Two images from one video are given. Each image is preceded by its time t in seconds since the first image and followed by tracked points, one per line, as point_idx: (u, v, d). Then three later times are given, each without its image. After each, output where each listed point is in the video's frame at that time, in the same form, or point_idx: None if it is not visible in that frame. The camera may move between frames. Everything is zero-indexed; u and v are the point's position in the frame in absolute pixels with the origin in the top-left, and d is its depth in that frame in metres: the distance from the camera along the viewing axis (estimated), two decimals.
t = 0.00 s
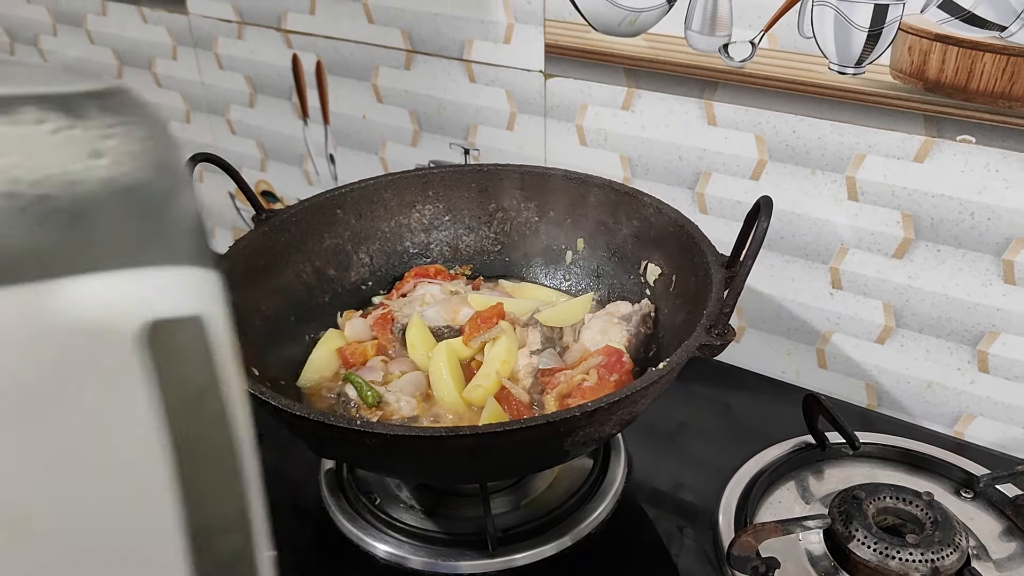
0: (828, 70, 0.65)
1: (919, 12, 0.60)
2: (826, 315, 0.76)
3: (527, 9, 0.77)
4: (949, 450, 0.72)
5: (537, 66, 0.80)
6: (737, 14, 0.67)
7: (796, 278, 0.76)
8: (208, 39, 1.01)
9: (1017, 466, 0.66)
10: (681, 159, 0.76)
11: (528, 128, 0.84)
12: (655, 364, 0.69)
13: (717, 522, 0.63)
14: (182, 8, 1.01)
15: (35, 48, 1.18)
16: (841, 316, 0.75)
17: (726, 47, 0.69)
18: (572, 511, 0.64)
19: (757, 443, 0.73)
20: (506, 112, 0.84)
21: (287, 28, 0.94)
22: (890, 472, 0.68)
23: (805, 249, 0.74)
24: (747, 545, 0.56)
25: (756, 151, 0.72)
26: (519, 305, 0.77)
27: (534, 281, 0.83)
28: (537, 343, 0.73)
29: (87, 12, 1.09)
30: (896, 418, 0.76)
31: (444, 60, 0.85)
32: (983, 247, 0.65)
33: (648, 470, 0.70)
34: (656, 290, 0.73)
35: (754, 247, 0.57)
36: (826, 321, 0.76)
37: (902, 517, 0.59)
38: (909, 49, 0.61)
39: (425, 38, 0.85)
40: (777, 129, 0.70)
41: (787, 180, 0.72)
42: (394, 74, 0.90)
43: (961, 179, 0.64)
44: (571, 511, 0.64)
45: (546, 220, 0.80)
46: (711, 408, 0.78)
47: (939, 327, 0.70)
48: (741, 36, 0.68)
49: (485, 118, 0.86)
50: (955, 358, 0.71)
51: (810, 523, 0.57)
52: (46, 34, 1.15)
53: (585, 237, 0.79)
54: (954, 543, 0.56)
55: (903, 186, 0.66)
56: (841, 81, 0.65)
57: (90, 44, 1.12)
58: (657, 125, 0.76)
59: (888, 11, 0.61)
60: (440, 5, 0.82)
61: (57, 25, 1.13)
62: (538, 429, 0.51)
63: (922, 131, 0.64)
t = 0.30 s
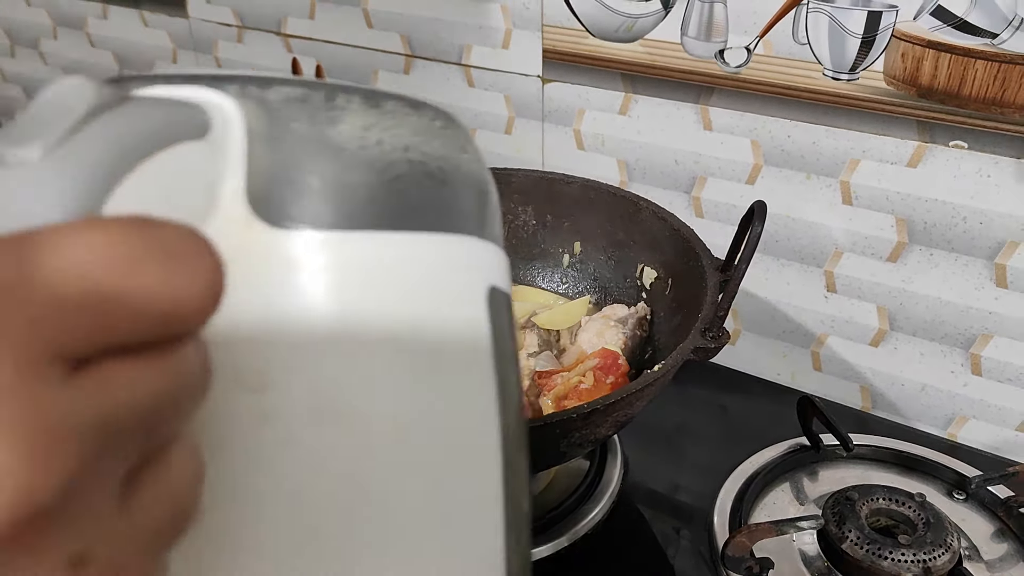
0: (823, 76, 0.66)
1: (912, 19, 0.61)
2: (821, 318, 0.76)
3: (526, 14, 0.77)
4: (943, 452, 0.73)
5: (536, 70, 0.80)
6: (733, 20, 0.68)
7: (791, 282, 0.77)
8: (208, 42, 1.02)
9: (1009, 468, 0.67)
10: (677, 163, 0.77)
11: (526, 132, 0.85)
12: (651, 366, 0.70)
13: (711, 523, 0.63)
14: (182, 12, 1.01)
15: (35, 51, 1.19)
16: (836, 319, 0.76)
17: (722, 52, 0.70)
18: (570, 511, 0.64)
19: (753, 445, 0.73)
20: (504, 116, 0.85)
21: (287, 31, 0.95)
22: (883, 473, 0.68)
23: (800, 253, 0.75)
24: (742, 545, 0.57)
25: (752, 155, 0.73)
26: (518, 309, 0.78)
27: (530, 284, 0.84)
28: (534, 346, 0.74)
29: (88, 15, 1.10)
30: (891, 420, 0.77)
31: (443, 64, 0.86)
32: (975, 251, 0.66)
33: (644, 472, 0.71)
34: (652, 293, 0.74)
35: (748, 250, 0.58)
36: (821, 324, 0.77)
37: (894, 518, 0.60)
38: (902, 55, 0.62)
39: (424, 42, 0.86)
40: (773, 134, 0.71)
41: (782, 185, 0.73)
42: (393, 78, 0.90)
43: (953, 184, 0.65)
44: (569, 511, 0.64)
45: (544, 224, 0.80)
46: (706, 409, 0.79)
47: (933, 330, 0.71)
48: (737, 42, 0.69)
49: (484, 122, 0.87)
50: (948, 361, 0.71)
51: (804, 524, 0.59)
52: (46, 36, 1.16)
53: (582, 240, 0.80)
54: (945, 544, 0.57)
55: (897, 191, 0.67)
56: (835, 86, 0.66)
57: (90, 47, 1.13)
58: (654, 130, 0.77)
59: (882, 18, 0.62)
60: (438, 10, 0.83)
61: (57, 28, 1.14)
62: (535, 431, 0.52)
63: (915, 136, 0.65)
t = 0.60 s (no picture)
0: (829, 77, 0.65)
1: (919, 19, 0.60)
2: (826, 321, 0.76)
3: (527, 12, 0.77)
4: (949, 457, 0.72)
5: (538, 70, 0.79)
6: (737, 19, 0.67)
7: (797, 284, 0.76)
8: (205, 41, 1.01)
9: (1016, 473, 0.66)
10: (682, 164, 0.76)
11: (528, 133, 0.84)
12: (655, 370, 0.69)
13: (716, 529, 0.62)
14: (180, 11, 1.00)
15: (31, 50, 1.18)
16: (841, 322, 0.75)
17: (726, 53, 0.69)
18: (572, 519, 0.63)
19: (757, 451, 0.72)
20: (505, 116, 0.84)
21: (286, 30, 0.94)
22: (890, 480, 0.68)
23: (806, 255, 0.74)
24: (746, 552, 0.57)
25: (757, 156, 0.72)
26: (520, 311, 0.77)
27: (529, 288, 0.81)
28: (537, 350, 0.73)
29: (84, 14, 1.09)
30: (897, 425, 0.76)
31: (443, 64, 0.85)
32: (983, 254, 0.65)
33: (648, 478, 0.70)
34: (656, 297, 0.73)
35: (753, 252, 0.57)
36: (826, 327, 0.76)
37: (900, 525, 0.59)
38: (909, 56, 0.61)
39: (424, 41, 0.85)
40: (779, 135, 0.70)
41: (787, 186, 0.72)
42: (393, 78, 0.89)
43: (962, 186, 0.64)
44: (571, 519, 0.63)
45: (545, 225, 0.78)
46: (710, 414, 0.78)
47: (939, 334, 0.70)
48: (743, 41, 0.67)
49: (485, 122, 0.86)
50: (955, 365, 0.71)
51: (808, 531, 0.58)
52: (43, 36, 1.15)
53: (585, 243, 0.77)
54: (951, 550, 0.56)
55: (904, 193, 0.66)
56: (841, 87, 0.65)
57: (87, 46, 1.12)
58: (658, 130, 0.76)
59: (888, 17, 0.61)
60: (439, 8, 0.82)
61: (54, 27, 1.13)
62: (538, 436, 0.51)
63: (923, 139, 0.64)
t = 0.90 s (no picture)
0: (825, 79, 0.65)
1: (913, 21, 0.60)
2: (822, 322, 0.76)
3: (525, 14, 0.77)
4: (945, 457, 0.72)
5: (536, 71, 0.80)
6: (733, 21, 0.67)
7: (793, 285, 0.76)
8: (205, 42, 1.01)
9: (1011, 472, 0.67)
10: (679, 165, 0.77)
11: (526, 134, 0.85)
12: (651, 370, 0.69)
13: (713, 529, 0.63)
14: (179, 12, 1.01)
15: (30, 51, 1.18)
16: (838, 323, 0.75)
17: (723, 54, 0.69)
18: (568, 520, 0.64)
19: (753, 451, 0.73)
20: (503, 117, 0.85)
21: (285, 32, 0.94)
22: (886, 479, 0.68)
23: (802, 256, 0.74)
24: (742, 551, 0.57)
25: (754, 158, 0.72)
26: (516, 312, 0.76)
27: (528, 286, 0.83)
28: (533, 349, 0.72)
29: (84, 15, 1.09)
30: (893, 425, 0.76)
31: (441, 65, 0.85)
32: (978, 255, 0.66)
33: (645, 478, 0.70)
34: (653, 298, 0.74)
35: (749, 252, 0.58)
36: (822, 327, 0.76)
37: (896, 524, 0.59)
38: (904, 58, 0.62)
39: (423, 43, 0.85)
40: (775, 136, 0.70)
41: (784, 187, 0.72)
42: (391, 79, 0.90)
43: (957, 187, 0.64)
44: (567, 519, 0.64)
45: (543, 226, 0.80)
46: (707, 415, 0.78)
47: (935, 334, 0.70)
48: (739, 43, 0.68)
49: (483, 123, 0.86)
50: (951, 365, 0.71)
51: (803, 530, 0.59)
52: (42, 37, 1.15)
53: (582, 242, 0.79)
54: (946, 549, 0.56)
55: (900, 195, 0.67)
56: (837, 90, 0.65)
57: (86, 47, 1.12)
58: (655, 132, 0.76)
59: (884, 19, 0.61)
60: (437, 10, 0.82)
61: (53, 28, 1.13)
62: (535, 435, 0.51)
63: (918, 140, 0.64)
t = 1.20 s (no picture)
0: (817, 80, 0.66)
1: (906, 25, 0.61)
2: (816, 322, 0.77)
3: (522, 18, 0.78)
4: (938, 455, 0.73)
5: (533, 74, 0.80)
6: (727, 23, 0.68)
7: (787, 285, 0.77)
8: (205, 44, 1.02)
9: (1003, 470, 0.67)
10: (674, 166, 0.77)
11: (522, 136, 0.85)
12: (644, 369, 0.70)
13: (707, 526, 0.63)
14: (180, 15, 1.01)
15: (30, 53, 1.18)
16: (832, 323, 0.76)
17: (718, 56, 0.70)
18: (565, 515, 0.65)
19: (747, 448, 0.73)
20: (501, 119, 0.85)
21: (284, 34, 0.95)
22: (879, 477, 0.68)
23: (796, 256, 0.75)
24: (736, 548, 0.57)
25: (748, 159, 0.73)
26: (513, 311, 0.77)
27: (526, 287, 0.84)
28: (530, 347, 0.73)
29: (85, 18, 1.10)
30: (886, 424, 0.77)
31: (439, 67, 0.86)
32: (970, 255, 0.66)
33: (640, 476, 0.71)
34: (647, 298, 0.75)
35: (743, 253, 0.58)
36: (816, 327, 0.77)
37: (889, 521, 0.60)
38: (897, 60, 0.62)
39: (421, 46, 0.86)
40: (769, 137, 0.71)
41: (778, 189, 0.73)
42: (389, 82, 0.91)
43: (949, 188, 0.65)
44: (564, 515, 0.65)
45: (540, 226, 0.81)
46: (702, 413, 0.79)
47: (928, 334, 0.71)
48: (733, 45, 0.69)
49: (480, 125, 0.87)
50: (944, 365, 0.72)
51: (797, 527, 0.59)
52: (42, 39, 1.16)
53: (579, 242, 0.80)
54: (939, 546, 0.57)
55: (893, 195, 0.67)
56: (829, 91, 0.66)
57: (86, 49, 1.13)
58: (651, 133, 0.77)
59: (877, 22, 0.62)
60: (436, 13, 0.83)
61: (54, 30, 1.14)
62: (531, 432, 0.52)
63: (911, 141, 0.65)
